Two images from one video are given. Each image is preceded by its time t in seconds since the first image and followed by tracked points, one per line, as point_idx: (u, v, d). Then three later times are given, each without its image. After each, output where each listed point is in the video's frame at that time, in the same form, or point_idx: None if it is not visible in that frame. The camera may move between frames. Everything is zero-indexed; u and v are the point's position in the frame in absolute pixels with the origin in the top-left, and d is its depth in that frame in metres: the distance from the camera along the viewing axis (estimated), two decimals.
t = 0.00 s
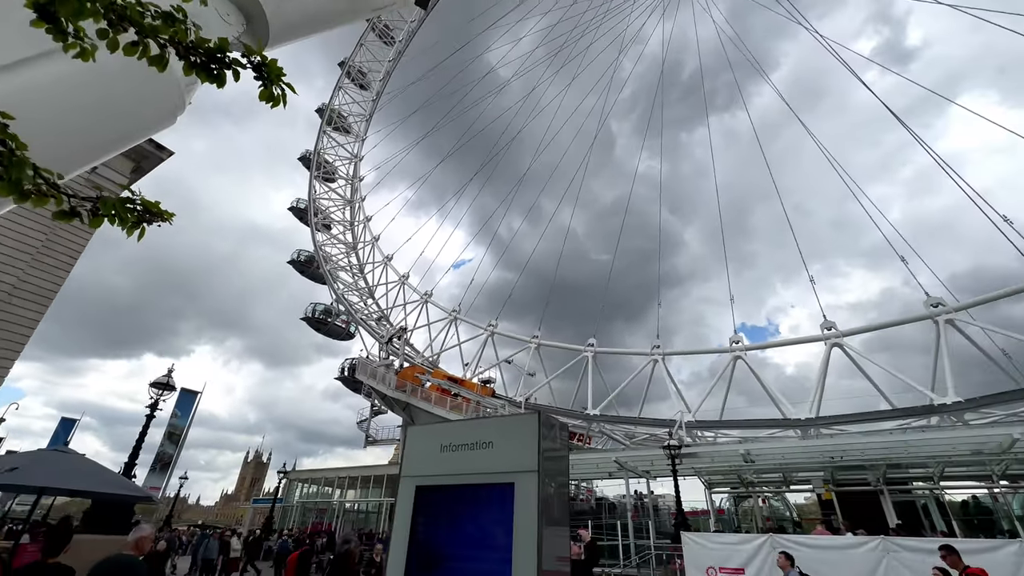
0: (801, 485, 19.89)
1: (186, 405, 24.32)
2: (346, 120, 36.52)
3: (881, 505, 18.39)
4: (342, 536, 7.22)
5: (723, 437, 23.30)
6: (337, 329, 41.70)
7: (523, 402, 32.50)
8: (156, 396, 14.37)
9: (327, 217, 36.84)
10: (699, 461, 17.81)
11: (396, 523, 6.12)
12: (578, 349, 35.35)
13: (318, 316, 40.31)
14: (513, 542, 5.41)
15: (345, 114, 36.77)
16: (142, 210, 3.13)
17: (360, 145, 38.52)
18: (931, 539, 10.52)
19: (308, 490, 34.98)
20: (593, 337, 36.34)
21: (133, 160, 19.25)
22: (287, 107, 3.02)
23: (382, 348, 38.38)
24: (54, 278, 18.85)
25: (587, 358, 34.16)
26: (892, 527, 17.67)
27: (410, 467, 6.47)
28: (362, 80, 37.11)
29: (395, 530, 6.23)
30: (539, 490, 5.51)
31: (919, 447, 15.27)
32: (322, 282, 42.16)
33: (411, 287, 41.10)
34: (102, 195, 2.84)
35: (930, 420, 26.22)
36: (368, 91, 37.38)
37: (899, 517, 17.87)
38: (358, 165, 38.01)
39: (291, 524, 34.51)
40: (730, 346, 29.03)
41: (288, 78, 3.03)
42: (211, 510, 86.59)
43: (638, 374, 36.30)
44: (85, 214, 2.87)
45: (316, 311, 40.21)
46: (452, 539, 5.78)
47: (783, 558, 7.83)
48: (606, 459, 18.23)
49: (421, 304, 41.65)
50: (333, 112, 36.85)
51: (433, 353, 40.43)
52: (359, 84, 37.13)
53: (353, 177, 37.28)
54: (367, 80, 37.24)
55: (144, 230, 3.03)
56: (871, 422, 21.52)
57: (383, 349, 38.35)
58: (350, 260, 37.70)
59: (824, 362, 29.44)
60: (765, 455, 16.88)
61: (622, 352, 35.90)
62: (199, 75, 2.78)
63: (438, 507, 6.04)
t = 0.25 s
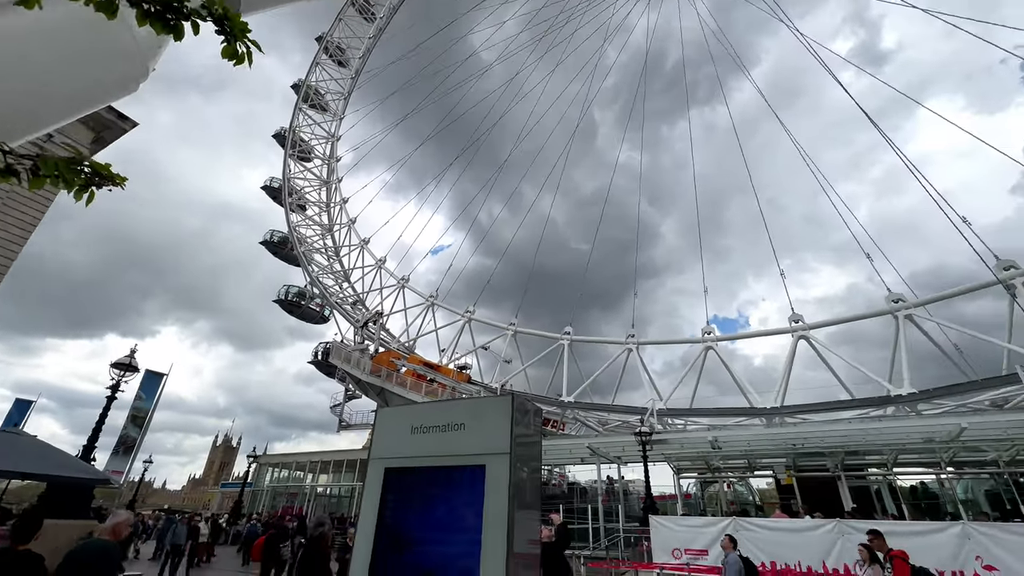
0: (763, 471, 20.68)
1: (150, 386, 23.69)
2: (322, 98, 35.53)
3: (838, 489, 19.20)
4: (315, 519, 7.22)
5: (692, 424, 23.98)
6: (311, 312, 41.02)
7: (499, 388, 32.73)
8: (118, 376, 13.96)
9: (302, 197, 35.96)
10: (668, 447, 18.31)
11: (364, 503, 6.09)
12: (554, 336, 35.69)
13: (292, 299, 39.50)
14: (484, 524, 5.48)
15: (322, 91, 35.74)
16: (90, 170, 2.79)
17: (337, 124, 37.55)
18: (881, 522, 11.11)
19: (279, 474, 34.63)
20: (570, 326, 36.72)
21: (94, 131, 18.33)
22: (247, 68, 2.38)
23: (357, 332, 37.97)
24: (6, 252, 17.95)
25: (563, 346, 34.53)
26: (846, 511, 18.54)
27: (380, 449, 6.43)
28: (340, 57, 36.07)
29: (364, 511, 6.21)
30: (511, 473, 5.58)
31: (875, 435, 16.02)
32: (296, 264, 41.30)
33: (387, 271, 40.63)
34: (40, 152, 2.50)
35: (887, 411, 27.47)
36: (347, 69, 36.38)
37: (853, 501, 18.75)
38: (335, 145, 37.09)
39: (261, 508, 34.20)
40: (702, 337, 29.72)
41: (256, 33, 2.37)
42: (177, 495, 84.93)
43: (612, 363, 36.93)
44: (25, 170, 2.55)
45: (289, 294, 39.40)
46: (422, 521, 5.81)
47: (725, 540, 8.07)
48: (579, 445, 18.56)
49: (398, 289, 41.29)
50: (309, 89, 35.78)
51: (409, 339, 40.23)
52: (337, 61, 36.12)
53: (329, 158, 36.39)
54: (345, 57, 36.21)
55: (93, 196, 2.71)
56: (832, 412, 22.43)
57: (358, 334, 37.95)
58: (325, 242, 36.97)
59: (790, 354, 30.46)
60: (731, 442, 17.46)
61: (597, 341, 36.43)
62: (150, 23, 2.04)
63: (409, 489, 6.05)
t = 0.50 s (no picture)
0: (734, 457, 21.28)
1: (119, 370, 23.11)
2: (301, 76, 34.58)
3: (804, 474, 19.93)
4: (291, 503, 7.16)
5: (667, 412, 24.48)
6: (288, 296, 40.35)
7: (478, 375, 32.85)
8: (82, 358, 13.59)
9: (280, 178, 35.14)
10: (644, 434, 18.69)
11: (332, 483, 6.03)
12: (535, 324, 35.92)
13: (268, 283, 38.74)
14: (451, 508, 5.41)
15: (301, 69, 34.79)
16: (33, 131, 2.68)
17: (316, 104, 36.66)
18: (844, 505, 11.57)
19: (254, 460, 34.27)
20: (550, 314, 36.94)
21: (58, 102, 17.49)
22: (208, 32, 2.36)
23: (335, 318, 37.52)
24: None
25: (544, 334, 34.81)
26: (812, 496, 19.24)
27: (350, 430, 6.35)
28: (320, 35, 35.13)
29: (332, 491, 6.14)
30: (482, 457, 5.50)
31: (841, 423, 16.62)
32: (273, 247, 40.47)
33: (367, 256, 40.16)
34: None
35: (853, 400, 28.45)
36: (327, 48, 35.47)
37: (818, 486, 19.45)
38: (314, 126, 36.23)
39: (235, 494, 33.86)
40: (679, 326, 30.30)
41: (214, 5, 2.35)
42: (148, 481, 83.40)
43: (592, 351, 37.34)
44: None
45: (266, 278, 38.63)
46: (388, 502, 5.73)
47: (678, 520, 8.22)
48: (556, 431, 18.80)
49: (378, 274, 40.89)
50: (288, 67, 34.80)
51: (388, 325, 39.96)
52: (318, 38, 35.14)
53: (308, 138, 35.57)
54: (326, 35, 35.26)
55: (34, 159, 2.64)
56: (801, 400, 23.14)
57: (337, 319, 37.50)
58: (304, 226, 36.27)
59: (763, 345, 31.34)
60: (704, 429, 17.91)
61: (577, 329, 36.75)
62: None
63: (377, 470, 5.96)
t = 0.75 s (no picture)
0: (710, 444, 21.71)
1: (91, 353, 22.56)
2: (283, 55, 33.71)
3: (778, 460, 20.50)
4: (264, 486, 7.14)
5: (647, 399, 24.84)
6: (269, 281, 39.69)
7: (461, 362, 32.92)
8: (49, 341, 13.19)
9: (260, 160, 34.33)
10: (624, 421, 18.94)
11: (291, 468, 5.28)
12: (519, 312, 36.03)
13: (248, 267, 38.02)
14: (415, 489, 4.71)
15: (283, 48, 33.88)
16: None
17: (298, 84, 35.80)
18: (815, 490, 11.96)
19: (232, 446, 33.91)
20: (534, 303, 37.05)
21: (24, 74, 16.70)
22: None
23: (317, 303, 37.05)
24: None
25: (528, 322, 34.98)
26: (785, 481, 19.81)
27: (312, 409, 5.61)
28: (303, 14, 34.21)
29: (291, 475, 5.39)
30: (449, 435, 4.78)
31: (815, 411, 17.06)
32: (253, 231, 39.68)
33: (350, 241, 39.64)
34: None
35: (827, 389, 29.25)
36: (310, 27, 34.59)
37: (791, 471, 20.03)
38: (296, 107, 35.40)
39: (213, 480, 33.53)
40: (662, 316, 30.67)
41: None
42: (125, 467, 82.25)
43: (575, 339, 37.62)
44: None
45: (245, 262, 37.90)
46: (350, 486, 5.01)
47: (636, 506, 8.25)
48: (538, 418, 18.95)
49: (361, 260, 40.46)
50: (269, 46, 33.85)
51: (371, 311, 39.66)
52: (299, 16, 34.20)
53: (290, 120, 34.78)
54: (309, 13, 34.33)
55: None
56: (777, 389, 23.69)
57: (318, 305, 37.04)
58: (285, 209, 35.59)
59: (742, 335, 31.93)
60: (683, 416, 18.23)
61: (560, 317, 36.96)
62: None
63: (339, 451, 5.25)
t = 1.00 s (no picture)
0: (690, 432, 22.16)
1: (63, 338, 21.95)
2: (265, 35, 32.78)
3: (754, 448, 20.96)
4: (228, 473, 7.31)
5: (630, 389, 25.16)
6: (250, 267, 39.01)
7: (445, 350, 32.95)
8: (16, 324, 12.82)
9: (242, 143, 33.52)
10: (606, 409, 19.14)
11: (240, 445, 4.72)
12: (504, 302, 36.03)
13: (228, 253, 37.30)
14: (368, 478, 4.17)
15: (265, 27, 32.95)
16: None
17: (281, 66, 34.91)
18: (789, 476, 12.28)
19: (211, 434, 33.52)
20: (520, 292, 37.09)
21: None
22: None
23: (299, 290, 36.56)
24: None
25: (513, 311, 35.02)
26: (761, 468, 20.30)
27: (262, 388, 4.97)
28: None
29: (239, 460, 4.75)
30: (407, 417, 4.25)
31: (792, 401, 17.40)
32: (234, 216, 38.88)
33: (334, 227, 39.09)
34: None
35: (805, 380, 29.87)
36: (294, 6, 33.67)
37: (768, 458, 20.49)
38: (278, 88, 34.55)
39: (191, 468, 33.14)
40: (646, 306, 30.93)
41: None
42: (102, 454, 81.12)
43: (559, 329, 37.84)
44: None
45: (226, 247, 37.16)
46: (299, 470, 4.42)
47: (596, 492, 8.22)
48: (521, 406, 19.05)
49: (345, 247, 39.97)
50: (251, 25, 32.89)
51: (355, 299, 39.29)
52: None
53: (272, 102, 33.95)
54: None
55: None
56: (756, 379, 24.17)
57: (301, 292, 36.55)
58: (267, 194, 34.89)
59: (724, 326, 32.41)
60: (664, 405, 18.48)
61: (545, 307, 37.09)
62: None
63: (290, 432, 4.66)
